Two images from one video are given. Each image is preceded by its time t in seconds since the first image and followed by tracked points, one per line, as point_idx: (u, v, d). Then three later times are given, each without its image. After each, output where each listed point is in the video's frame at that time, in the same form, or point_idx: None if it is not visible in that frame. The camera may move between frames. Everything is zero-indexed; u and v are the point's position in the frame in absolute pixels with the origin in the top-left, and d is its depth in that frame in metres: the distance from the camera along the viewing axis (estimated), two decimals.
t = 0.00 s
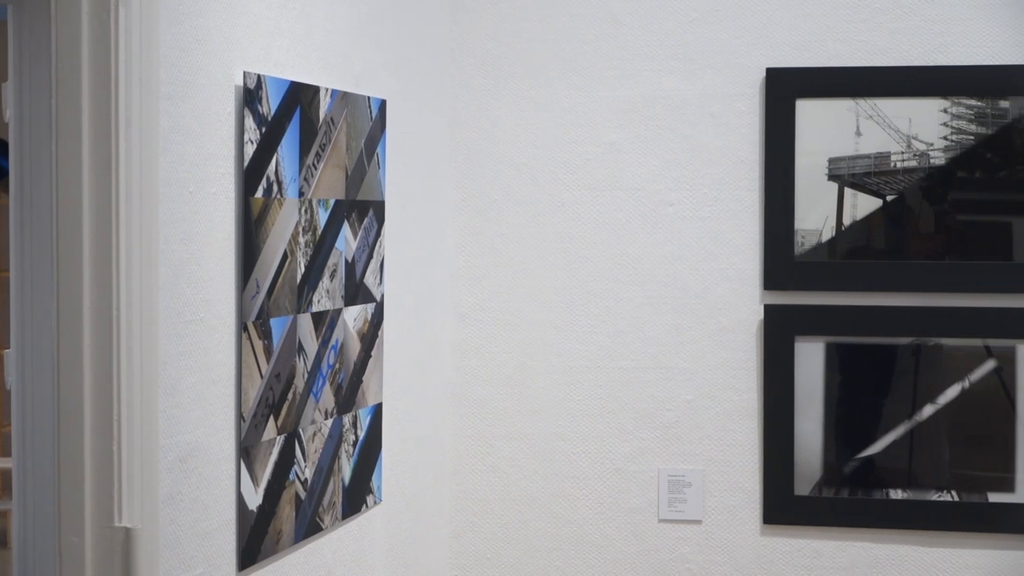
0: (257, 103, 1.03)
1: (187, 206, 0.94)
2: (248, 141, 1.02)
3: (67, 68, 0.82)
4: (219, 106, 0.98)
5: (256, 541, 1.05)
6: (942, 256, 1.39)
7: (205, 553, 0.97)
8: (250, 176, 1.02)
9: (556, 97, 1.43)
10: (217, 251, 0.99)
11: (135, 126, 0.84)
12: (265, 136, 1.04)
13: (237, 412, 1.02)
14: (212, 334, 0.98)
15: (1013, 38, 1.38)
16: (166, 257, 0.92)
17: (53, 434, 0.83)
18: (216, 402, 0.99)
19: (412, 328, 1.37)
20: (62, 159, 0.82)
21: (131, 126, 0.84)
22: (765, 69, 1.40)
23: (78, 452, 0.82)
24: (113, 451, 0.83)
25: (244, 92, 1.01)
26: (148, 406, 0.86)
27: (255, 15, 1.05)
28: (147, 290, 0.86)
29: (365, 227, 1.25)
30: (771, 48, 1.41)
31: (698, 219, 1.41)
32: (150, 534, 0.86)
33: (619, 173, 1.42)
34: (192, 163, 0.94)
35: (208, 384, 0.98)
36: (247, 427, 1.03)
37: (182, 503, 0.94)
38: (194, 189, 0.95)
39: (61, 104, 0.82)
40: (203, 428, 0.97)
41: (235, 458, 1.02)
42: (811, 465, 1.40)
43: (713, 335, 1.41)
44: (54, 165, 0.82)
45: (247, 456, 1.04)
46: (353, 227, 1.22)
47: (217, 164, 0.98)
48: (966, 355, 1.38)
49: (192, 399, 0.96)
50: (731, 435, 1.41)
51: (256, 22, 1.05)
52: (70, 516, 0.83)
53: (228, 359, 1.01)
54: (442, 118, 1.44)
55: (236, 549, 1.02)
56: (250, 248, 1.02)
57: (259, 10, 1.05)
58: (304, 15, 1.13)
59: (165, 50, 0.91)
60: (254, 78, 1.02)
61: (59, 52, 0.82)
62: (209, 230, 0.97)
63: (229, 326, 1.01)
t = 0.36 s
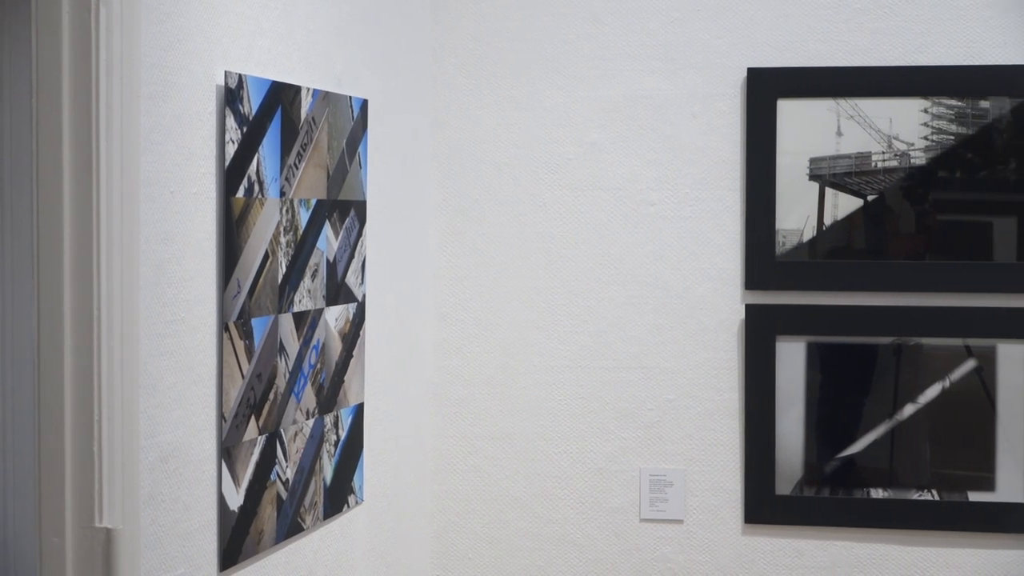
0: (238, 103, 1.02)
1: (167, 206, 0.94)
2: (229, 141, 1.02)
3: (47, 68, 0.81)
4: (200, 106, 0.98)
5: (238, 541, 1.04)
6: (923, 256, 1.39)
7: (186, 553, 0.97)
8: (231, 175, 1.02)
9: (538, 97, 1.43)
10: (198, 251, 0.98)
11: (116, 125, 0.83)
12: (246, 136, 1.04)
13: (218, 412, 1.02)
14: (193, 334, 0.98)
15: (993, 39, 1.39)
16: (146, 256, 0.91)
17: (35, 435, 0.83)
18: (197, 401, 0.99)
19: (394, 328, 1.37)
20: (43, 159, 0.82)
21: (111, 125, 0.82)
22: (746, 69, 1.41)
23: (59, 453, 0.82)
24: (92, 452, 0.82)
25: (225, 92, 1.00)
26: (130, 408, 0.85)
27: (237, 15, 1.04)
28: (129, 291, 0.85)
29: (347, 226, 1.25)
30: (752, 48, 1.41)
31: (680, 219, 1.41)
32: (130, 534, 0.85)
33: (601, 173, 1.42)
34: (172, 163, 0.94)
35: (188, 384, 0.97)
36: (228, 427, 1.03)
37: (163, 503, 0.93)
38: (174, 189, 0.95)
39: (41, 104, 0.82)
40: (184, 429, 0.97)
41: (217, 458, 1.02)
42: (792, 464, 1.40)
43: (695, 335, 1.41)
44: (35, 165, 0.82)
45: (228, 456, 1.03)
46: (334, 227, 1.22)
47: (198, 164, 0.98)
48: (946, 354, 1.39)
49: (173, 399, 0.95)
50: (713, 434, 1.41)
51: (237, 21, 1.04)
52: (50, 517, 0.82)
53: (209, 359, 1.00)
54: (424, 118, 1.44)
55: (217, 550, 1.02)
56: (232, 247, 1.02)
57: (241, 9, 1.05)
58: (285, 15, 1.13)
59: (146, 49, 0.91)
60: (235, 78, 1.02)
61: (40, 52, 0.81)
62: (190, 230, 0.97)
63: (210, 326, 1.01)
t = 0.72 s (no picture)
0: (217, 102, 1.02)
1: (146, 206, 0.94)
2: (208, 141, 1.01)
3: (26, 68, 0.81)
4: (178, 106, 0.98)
5: (216, 541, 1.04)
6: (901, 256, 1.39)
7: (164, 554, 0.97)
8: (210, 175, 1.01)
9: (517, 97, 1.43)
10: (177, 251, 0.98)
11: (94, 125, 0.83)
12: (225, 135, 1.04)
13: (197, 412, 1.02)
14: (172, 334, 0.97)
15: (970, 39, 1.39)
16: (124, 257, 0.91)
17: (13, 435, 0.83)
18: (176, 401, 0.99)
19: (373, 328, 1.37)
20: (21, 159, 0.82)
21: (89, 125, 0.82)
22: (725, 69, 1.41)
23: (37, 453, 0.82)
24: (71, 452, 0.82)
25: (203, 91, 1.00)
26: (108, 408, 0.85)
27: (215, 14, 1.04)
28: (107, 290, 0.85)
29: (325, 226, 1.25)
30: (731, 48, 1.41)
31: (659, 219, 1.41)
32: (109, 533, 0.85)
33: (579, 173, 1.42)
34: (150, 163, 0.94)
35: (167, 384, 0.97)
36: (207, 427, 1.03)
37: (140, 504, 0.93)
38: (153, 189, 0.95)
39: (20, 105, 0.81)
40: (163, 429, 0.97)
41: (195, 458, 1.02)
42: (771, 464, 1.40)
43: (674, 334, 1.41)
44: (13, 165, 0.82)
45: (207, 456, 1.03)
46: (313, 227, 1.22)
47: (176, 164, 0.98)
48: (924, 354, 1.39)
49: (151, 400, 0.95)
50: (691, 434, 1.41)
51: (215, 20, 1.04)
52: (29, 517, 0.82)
53: (188, 360, 1.00)
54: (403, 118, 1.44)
55: (196, 550, 1.02)
56: (210, 247, 1.02)
57: (219, 9, 1.05)
58: (264, 14, 1.13)
59: (124, 49, 0.91)
60: (214, 77, 1.01)
61: (18, 52, 0.81)
62: (169, 230, 0.97)
63: (188, 326, 1.00)
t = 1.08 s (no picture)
0: (195, 102, 1.02)
1: (124, 206, 0.94)
2: (186, 140, 1.01)
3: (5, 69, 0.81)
4: (156, 105, 0.97)
5: (195, 541, 1.04)
6: (879, 256, 1.40)
7: (142, 554, 0.97)
8: (188, 175, 1.01)
9: (496, 97, 1.43)
10: (155, 251, 0.98)
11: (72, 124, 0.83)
12: (203, 135, 1.04)
13: (175, 412, 1.02)
14: (150, 334, 0.97)
15: (948, 39, 1.40)
16: (102, 257, 0.91)
17: None
18: (155, 401, 0.99)
19: (352, 328, 1.37)
20: None
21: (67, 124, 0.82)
22: (704, 69, 1.41)
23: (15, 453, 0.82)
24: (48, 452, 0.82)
25: (181, 91, 1.00)
26: (86, 408, 0.85)
27: (193, 14, 1.04)
28: (85, 290, 0.85)
29: (304, 226, 1.24)
30: (710, 48, 1.41)
31: (638, 218, 1.42)
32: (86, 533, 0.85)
33: (558, 172, 1.42)
34: (129, 163, 0.94)
35: (145, 384, 0.97)
36: (185, 427, 1.02)
37: (119, 504, 0.93)
38: (131, 189, 0.94)
39: None
40: (141, 429, 0.97)
41: (173, 458, 1.01)
42: (749, 463, 1.40)
43: (653, 334, 1.41)
44: None
45: (185, 456, 1.03)
46: (292, 226, 1.22)
47: (155, 164, 0.97)
48: (902, 353, 1.40)
49: (130, 400, 0.95)
50: (670, 433, 1.41)
51: (194, 20, 1.04)
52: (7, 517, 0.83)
53: (166, 360, 1.00)
54: (382, 118, 1.44)
55: (175, 550, 1.02)
56: (189, 247, 1.02)
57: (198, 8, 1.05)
58: (243, 14, 1.13)
59: (101, 48, 0.90)
60: (192, 77, 1.01)
61: None
62: (147, 230, 0.97)
63: (166, 326, 1.00)
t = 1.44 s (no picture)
0: (174, 101, 1.02)
1: (103, 205, 0.93)
2: (165, 140, 1.01)
3: None
4: (134, 105, 0.97)
5: (174, 541, 1.04)
6: (858, 255, 1.40)
7: (121, 555, 0.97)
8: (167, 174, 1.01)
9: (475, 97, 1.43)
10: (134, 250, 0.98)
11: (49, 124, 0.83)
12: (182, 135, 1.03)
13: (154, 412, 1.01)
14: (129, 334, 0.97)
15: (926, 39, 1.40)
16: (81, 256, 0.91)
17: None
18: (133, 401, 0.98)
19: (330, 328, 1.37)
20: None
21: (44, 124, 0.82)
22: (683, 69, 1.41)
23: None
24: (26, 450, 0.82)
25: (160, 90, 1.00)
26: (66, 407, 0.85)
27: (172, 13, 1.04)
28: (64, 290, 0.85)
29: (283, 226, 1.24)
30: (689, 48, 1.41)
31: (617, 218, 1.42)
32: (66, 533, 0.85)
33: (538, 172, 1.42)
34: (108, 162, 0.94)
35: (124, 384, 0.97)
36: (164, 427, 1.02)
37: (97, 504, 0.93)
38: (110, 188, 0.94)
39: None
40: (120, 429, 0.96)
41: (152, 458, 1.01)
42: (729, 462, 1.40)
43: (632, 334, 1.42)
44: None
45: (164, 456, 1.03)
46: (271, 226, 1.22)
47: (134, 163, 0.97)
48: (881, 352, 1.40)
49: (109, 399, 0.95)
50: (650, 433, 1.41)
51: (172, 19, 1.04)
52: None
53: (145, 360, 1.00)
54: (361, 118, 1.43)
55: (154, 550, 1.01)
56: (167, 247, 1.01)
57: (176, 7, 1.05)
58: (221, 13, 1.12)
59: (79, 47, 0.90)
60: (171, 76, 1.01)
61: None
62: (126, 230, 0.96)
63: (145, 326, 1.00)
